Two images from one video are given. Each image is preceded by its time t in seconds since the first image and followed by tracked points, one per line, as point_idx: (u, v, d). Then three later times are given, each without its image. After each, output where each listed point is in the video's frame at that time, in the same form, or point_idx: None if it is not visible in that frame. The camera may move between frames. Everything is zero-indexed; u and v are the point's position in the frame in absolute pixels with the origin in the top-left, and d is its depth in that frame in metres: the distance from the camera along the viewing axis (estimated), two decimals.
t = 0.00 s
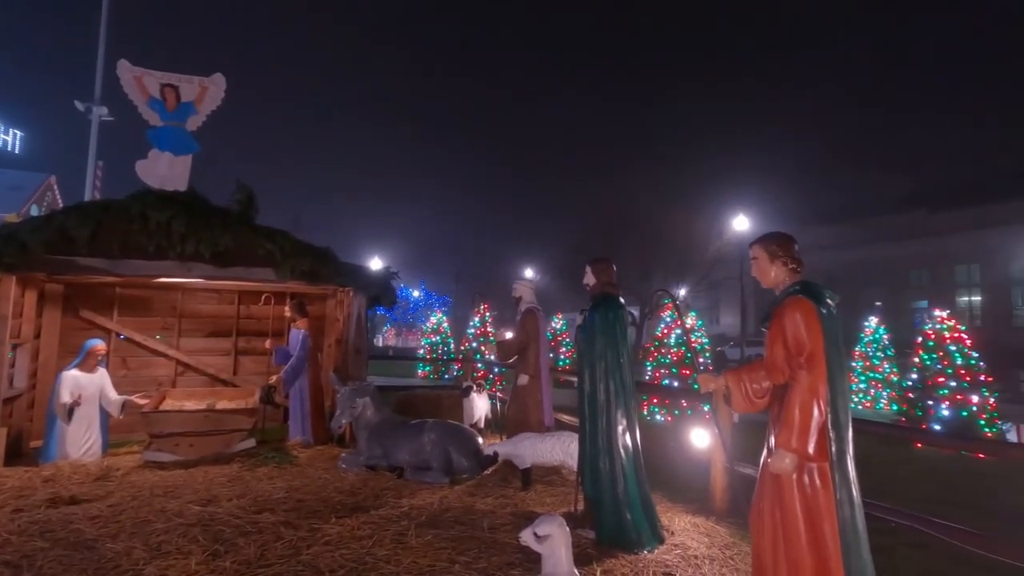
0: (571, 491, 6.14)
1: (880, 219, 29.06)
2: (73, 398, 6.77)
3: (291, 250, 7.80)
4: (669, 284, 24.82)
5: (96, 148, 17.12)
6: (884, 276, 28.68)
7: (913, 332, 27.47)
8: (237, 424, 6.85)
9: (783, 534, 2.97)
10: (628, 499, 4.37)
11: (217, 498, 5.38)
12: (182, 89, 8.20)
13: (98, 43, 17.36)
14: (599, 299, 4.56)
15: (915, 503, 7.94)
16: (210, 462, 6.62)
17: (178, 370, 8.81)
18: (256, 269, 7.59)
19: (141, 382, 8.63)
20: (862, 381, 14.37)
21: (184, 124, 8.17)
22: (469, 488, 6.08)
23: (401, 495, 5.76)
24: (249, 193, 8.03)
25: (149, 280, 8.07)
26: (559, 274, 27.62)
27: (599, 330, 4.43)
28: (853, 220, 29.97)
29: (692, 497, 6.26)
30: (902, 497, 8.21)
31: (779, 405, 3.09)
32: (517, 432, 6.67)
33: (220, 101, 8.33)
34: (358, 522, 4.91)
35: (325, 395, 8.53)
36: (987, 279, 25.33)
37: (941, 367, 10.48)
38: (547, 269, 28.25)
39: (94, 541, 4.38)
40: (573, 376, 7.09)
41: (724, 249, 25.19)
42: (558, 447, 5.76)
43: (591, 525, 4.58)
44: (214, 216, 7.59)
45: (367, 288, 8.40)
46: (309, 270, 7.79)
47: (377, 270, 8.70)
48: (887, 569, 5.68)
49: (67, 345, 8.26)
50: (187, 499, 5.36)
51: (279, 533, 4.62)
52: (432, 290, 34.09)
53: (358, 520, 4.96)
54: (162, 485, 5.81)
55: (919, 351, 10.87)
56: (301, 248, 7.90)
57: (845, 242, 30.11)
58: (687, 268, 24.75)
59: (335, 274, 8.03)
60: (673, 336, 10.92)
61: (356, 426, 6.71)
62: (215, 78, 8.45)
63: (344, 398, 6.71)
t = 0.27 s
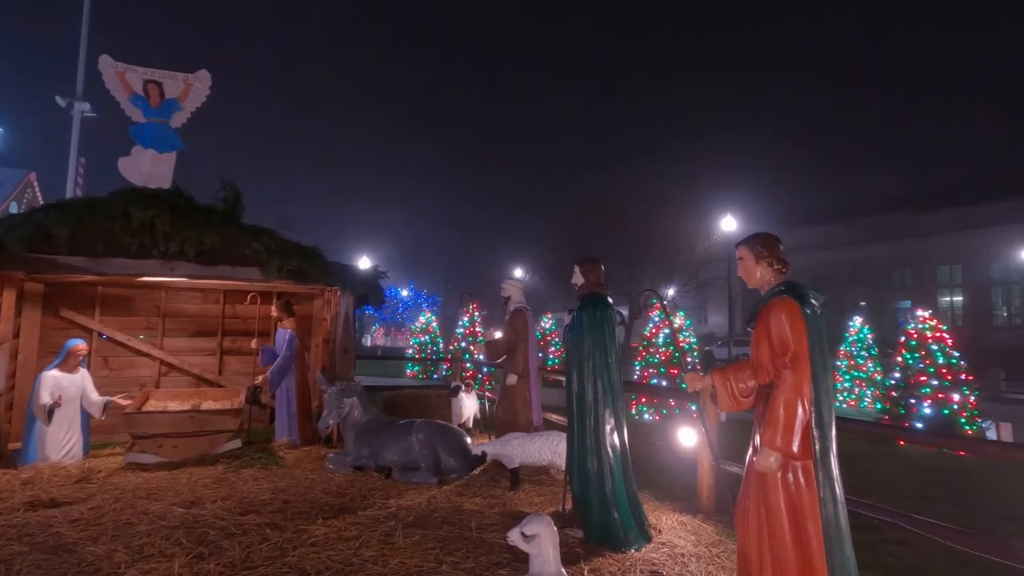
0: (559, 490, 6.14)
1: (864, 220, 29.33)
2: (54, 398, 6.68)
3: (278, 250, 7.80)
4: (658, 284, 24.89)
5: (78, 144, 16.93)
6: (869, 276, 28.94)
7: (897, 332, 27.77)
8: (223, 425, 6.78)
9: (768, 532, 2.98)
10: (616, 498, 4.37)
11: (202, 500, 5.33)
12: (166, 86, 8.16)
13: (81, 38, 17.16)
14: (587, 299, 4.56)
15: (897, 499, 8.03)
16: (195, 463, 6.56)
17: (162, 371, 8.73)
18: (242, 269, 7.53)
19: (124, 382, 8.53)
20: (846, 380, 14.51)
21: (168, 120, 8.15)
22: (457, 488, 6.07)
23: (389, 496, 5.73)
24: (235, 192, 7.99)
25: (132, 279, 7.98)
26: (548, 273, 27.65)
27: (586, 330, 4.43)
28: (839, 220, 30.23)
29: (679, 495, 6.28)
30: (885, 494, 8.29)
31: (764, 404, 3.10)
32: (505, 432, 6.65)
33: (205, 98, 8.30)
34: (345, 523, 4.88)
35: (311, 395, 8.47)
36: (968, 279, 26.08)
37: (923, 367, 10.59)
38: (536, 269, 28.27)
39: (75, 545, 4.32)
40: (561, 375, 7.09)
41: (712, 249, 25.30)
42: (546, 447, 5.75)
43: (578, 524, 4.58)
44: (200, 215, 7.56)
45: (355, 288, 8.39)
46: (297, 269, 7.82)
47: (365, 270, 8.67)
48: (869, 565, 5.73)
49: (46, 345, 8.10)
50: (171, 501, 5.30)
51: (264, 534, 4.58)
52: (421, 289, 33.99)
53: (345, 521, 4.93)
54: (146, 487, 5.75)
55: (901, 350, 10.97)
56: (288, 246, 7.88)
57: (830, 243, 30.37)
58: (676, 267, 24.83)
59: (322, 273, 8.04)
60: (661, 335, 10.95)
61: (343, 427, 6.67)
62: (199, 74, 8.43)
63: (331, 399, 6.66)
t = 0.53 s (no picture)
0: (548, 490, 6.13)
1: (851, 220, 29.56)
2: (35, 399, 6.60)
3: (265, 248, 7.75)
4: (649, 284, 24.95)
5: (61, 140, 16.76)
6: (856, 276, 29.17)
7: (882, 331, 28.02)
8: (209, 426, 6.71)
9: (755, 530, 2.99)
10: (605, 498, 4.38)
11: (188, 502, 5.28)
12: (151, 82, 8.08)
13: (65, 34, 16.96)
14: (577, 299, 4.56)
15: (882, 497, 8.10)
16: (181, 464, 6.50)
17: (148, 371, 8.64)
18: (229, 268, 7.48)
19: (108, 383, 8.43)
20: (833, 378, 14.61)
21: (153, 118, 8.08)
22: (447, 488, 6.05)
23: (378, 496, 5.71)
24: (222, 190, 7.94)
25: (117, 278, 7.91)
26: (538, 273, 27.64)
27: (576, 329, 4.43)
28: (827, 221, 30.45)
29: (667, 494, 6.30)
30: (870, 491, 8.35)
31: (751, 404, 3.12)
32: (495, 431, 6.64)
33: (191, 95, 8.22)
34: (333, 524, 4.85)
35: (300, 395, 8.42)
36: (952, 279, 26.34)
37: (908, 366, 10.69)
38: (526, 269, 28.25)
39: (57, 548, 4.27)
40: (551, 374, 7.08)
41: (702, 249, 25.40)
42: (535, 447, 5.76)
43: (568, 523, 4.58)
44: (186, 213, 7.50)
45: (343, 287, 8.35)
46: (285, 268, 7.77)
47: (354, 269, 8.64)
48: (854, 562, 5.77)
49: (29, 345, 7.98)
50: (156, 502, 5.25)
51: (251, 536, 4.55)
52: (411, 289, 33.91)
53: (333, 522, 4.90)
54: (131, 489, 5.69)
55: (887, 349, 11.03)
56: (276, 246, 7.83)
57: (818, 243, 30.59)
58: (666, 267, 24.90)
59: (310, 272, 7.99)
60: (651, 335, 11.00)
61: (332, 427, 6.63)
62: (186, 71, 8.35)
63: (320, 399, 6.62)
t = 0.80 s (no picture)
0: (538, 489, 6.12)
1: (838, 220, 29.79)
2: (16, 400, 6.51)
3: (253, 247, 7.69)
4: (638, 284, 25.00)
5: (43, 137, 16.54)
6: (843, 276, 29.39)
7: (868, 331, 28.26)
8: (195, 427, 6.66)
9: (742, 528, 3.00)
10: (594, 496, 4.37)
11: (173, 503, 5.22)
12: (136, 78, 8.00)
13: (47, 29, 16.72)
14: (567, 298, 4.55)
15: (867, 494, 8.16)
16: (166, 466, 6.44)
17: (132, 371, 8.55)
18: (216, 267, 7.43)
19: (91, 384, 8.32)
20: (819, 378, 14.72)
21: (138, 114, 8.00)
22: (436, 488, 6.03)
23: (367, 497, 5.67)
24: (208, 187, 7.86)
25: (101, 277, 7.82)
26: (528, 272, 27.64)
27: (566, 329, 4.42)
28: (814, 221, 30.66)
29: (656, 493, 6.32)
30: (854, 488, 8.42)
31: (740, 403, 3.12)
32: (484, 431, 6.62)
33: (176, 91, 8.15)
34: (321, 525, 4.82)
35: (288, 395, 8.37)
36: (937, 279, 26.59)
37: (892, 365, 10.75)
38: (516, 268, 28.24)
39: (39, 551, 4.22)
40: (541, 374, 7.07)
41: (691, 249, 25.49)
42: (525, 446, 5.75)
43: (557, 522, 4.57)
44: (172, 211, 7.43)
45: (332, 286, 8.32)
46: (273, 267, 7.73)
47: (343, 268, 8.60)
48: (838, 558, 5.82)
49: (11, 345, 7.87)
50: (141, 504, 5.19)
51: (237, 537, 4.51)
52: (400, 289, 33.79)
53: (321, 523, 4.87)
54: (115, 491, 5.62)
55: (873, 349, 11.13)
56: (263, 245, 7.77)
57: (805, 244, 30.82)
58: (655, 267, 24.96)
59: (298, 271, 7.95)
60: (641, 334, 11.04)
61: (320, 427, 6.59)
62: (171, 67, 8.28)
63: (308, 399, 6.58)
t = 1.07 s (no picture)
0: (526, 489, 6.12)
1: (825, 221, 30.01)
2: None
3: (239, 246, 7.64)
4: (626, 284, 25.05)
5: (25, 134, 16.31)
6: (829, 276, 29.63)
7: (853, 331, 28.51)
8: (179, 428, 6.59)
9: (727, 526, 3.01)
10: (582, 496, 4.37)
11: (157, 505, 5.17)
12: (119, 74, 7.92)
13: (29, 24, 16.48)
14: (555, 298, 4.54)
15: (852, 492, 8.24)
16: (150, 467, 6.37)
17: (115, 372, 8.46)
18: (202, 266, 7.37)
19: (73, 384, 8.21)
20: (805, 377, 14.83)
21: (120, 111, 7.91)
22: (424, 488, 6.01)
23: (354, 498, 5.64)
24: (193, 185, 7.79)
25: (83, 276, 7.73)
26: (517, 272, 27.63)
27: (554, 329, 4.42)
28: (801, 222, 30.88)
29: (643, 491, 6.33)
30: (839, 486, 8.48)
31: (725, 402, 3.13)
32: (473, 431, 6.61)
33: (160, 88, 8.07)
34: (308, 526, 4.78)
35: (275, 396, 8.31)
36: (920, 280, 26.89)
37: (876, 364, 10.88)
38: (505, 268, 28.22)
39: (19, 554, 4.16)
40: (531, 374, 7.06)
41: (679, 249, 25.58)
42: (514, 446, 5.73)
43: (545, 521, 4.56)
44: (156, 209, 7.36)
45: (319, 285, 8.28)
46: (259, 266, 7.68)
47: (330, 268, 8.55)
48: (823, 555, 5.86)
49: None
50: (124, 507, 5.13)
51: (223, 539, 4.47)
52: (389, 288, 33.67)
53: (308, 524, 4.83)
54: (97, 493, 5.55)
55: (857, 348, 11.24)
56: (250, 244, 7.72)
57: (792, 244, 31.05)
58: (643, 267, 25.02)
59: (285, 270, 7.91)
60: (629, 334, 11.08)
61: (308, 428, 6.54)
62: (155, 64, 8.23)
63: (295, 399, 6.53)
